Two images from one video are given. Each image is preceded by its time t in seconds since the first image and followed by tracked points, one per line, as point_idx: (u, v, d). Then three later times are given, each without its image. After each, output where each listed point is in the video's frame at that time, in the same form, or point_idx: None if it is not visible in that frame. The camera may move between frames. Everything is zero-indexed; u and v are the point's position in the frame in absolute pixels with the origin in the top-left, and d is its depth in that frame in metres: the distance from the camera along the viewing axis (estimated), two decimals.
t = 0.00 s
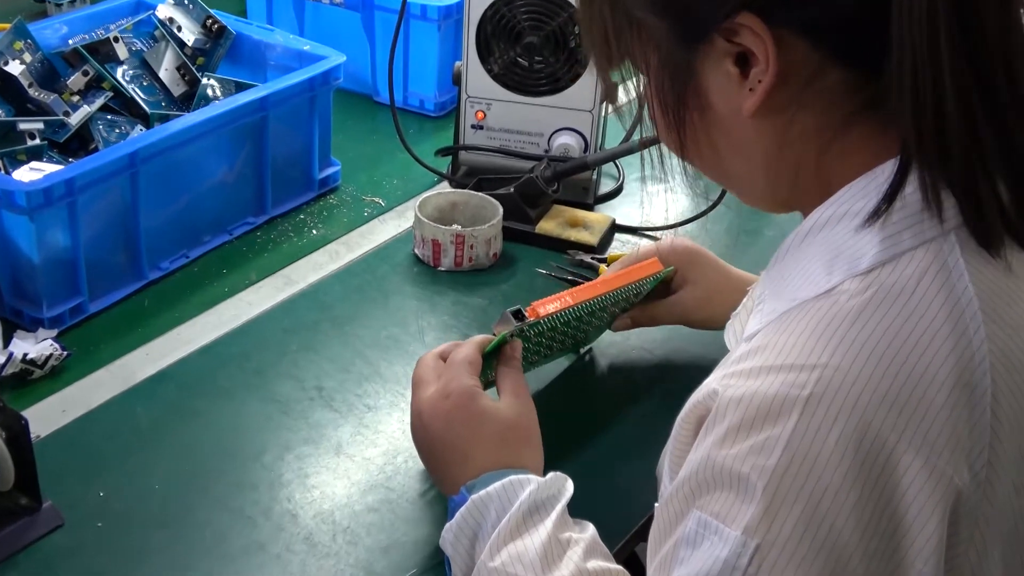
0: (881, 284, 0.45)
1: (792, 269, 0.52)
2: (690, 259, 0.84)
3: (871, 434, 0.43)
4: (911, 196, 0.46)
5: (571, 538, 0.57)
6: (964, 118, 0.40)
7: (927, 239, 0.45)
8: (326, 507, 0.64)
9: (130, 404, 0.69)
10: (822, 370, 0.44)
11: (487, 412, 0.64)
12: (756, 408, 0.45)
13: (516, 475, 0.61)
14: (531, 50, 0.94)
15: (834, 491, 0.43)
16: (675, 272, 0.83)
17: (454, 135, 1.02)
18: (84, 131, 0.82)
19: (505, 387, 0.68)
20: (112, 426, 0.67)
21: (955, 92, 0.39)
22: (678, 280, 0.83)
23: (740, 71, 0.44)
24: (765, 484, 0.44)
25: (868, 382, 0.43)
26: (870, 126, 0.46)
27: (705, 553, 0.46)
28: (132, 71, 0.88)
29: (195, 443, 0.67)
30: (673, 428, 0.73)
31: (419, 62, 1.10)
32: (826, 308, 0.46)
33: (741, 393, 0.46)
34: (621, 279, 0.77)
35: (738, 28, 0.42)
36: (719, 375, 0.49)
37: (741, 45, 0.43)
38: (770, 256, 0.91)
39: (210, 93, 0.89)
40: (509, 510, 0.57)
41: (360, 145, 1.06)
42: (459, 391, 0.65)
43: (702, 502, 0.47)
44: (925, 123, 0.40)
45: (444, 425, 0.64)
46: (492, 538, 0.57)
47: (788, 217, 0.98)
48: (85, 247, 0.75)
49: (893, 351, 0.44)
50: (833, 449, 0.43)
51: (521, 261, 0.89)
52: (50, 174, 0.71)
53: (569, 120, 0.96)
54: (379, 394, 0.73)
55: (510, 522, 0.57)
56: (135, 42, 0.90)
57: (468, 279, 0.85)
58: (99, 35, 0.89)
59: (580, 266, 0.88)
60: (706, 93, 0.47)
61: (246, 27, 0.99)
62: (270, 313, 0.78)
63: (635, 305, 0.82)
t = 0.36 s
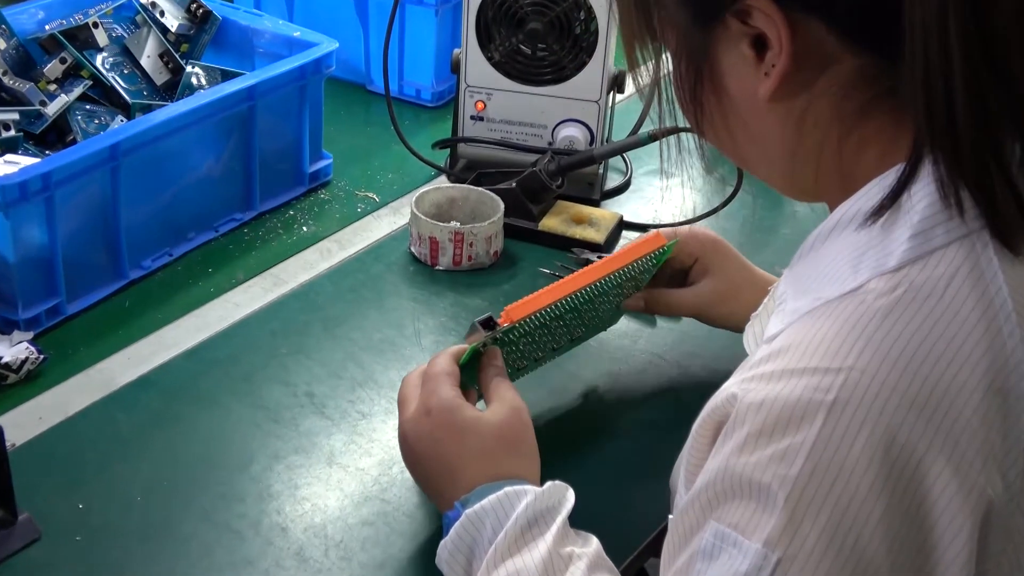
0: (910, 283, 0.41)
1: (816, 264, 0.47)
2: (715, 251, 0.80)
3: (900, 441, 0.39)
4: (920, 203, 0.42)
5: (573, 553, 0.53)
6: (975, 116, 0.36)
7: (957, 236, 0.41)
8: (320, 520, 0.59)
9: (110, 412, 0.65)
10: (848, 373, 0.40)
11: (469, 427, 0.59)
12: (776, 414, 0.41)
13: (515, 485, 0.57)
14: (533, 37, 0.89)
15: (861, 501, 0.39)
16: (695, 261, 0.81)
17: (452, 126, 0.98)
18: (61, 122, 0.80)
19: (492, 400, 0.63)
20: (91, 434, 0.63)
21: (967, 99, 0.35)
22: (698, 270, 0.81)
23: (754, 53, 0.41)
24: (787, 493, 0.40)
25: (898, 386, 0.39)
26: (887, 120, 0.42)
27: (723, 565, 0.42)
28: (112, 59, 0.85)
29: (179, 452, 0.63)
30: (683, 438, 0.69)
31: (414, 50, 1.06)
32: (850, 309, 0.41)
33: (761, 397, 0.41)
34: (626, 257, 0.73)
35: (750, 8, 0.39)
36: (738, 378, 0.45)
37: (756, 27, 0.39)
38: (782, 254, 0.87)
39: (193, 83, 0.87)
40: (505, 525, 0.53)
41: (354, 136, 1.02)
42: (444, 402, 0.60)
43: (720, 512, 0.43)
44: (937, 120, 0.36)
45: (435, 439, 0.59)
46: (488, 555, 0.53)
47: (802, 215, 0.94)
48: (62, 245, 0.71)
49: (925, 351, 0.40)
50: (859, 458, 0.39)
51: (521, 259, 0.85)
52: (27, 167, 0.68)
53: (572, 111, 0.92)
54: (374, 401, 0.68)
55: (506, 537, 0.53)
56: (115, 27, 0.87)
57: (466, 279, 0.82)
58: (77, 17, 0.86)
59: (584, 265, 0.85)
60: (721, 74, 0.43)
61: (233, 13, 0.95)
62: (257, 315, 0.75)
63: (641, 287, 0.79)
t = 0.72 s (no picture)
0: (942, 277, 0.37)
1: (842, 257, 0.44)
2: (731, 238, 0.77)
3: (928, 445, 0.36)
4: (952, 198, 0.39)
5: (575, 561, 0.50)
6: (1014, 104, 0.32)
7: (991, 229, 0.37)
8: (313, 528, 0.56)
9: (93, 414, 0.62)
10: (876, 372, 0.36)
11: (455, 433, 0.56)
12: (799, 414, 0.38)
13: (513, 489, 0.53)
14: (535, 23, 0.86)
15: (887, 505, 0.36)
16: (711, 247, 0.77)
17: (451, 117, 0.94)
18: (41, 113, 0.79)
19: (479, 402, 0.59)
20: (73, 437, 0.60)
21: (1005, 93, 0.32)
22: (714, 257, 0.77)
23: (783, 33, 0.38)
24: (809, 498, 0.37)
25: (929, 387, 0.36)
26: (919, 106, 0.38)
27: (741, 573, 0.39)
28: (94, 46, 0.83)
29: (165, 457, 0.60)
30: (694, 443, 0.66)
31: (410, 38, 1.03)
32: (876, 304, 0.38)
33: (783, 396, 0.38)
34: (607, 243, 0.68)
35: None
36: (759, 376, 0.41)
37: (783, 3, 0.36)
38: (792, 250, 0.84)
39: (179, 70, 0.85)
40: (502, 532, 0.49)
41: (349, 127, 0.99)
42: (430, 409, 0.57)
43: (739, 516, 0.40)
44: (971, 110, 0.33)
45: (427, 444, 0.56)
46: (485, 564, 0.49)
47: (813, 209, 0.91)
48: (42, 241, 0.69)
49: (959, 348, 0.36)
50: (885, 462, 0.36)
51: (522, 255, 0.82)
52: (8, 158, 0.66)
53: (574, 101, 0.89)
54: (369, 404, 0.65)
55: (504, 545, 0.49)
56: (98, 13, 0.85)
57: (466, 276, 0.79)
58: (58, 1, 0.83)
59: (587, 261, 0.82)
60: (747, 59, 0.41)
61: None
62: (247, 314, 0.72)
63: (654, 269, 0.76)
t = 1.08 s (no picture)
0: (942, 269, 0.37)
1: (842, 248, 0.44)
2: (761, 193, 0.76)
3: (927, 437, 0.36)
4: (951, 190, 0.38)
5: (575, 553, 0.50)
6: (1017, 103, 0.32)
7: (993, 222, 0.37)
8: (311, 520, 0.56)
9: (90, 408, 0.62)
10: (876, 363, 0.36)
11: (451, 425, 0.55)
12: (799, 404, 0.38)
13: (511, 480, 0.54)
14: (534, 16, 0.87)
15: (886, 497, 0.37)
16: (738, 196, 0.76)
17: (449, 111, 0.94)
18: (39, 106, 0.79)
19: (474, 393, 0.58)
20: (71, 431, 0.60)
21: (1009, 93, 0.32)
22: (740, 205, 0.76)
23: (793, 17, 0.39)
24: (809, 488, 0.37)
25: (929, 378, 0.36)
26: (924, 101, 0.38)
27: (742, 562, 0.39)
28: (91, 40, 0.83)
29: (162, 449, 0.60)
30: (690, 437, 0.66)
31: (408, 32, 1.04)
32: (876, 297, 0.38)
33: (783, 387, 0.38)
34: (580, 221, 0.63)
35: None
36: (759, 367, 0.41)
37: None
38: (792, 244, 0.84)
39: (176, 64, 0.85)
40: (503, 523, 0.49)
41: (347, 121, 0.99)
42: (422, 403, 0.57)
43: (740, 506, 0.40)
44: (972, 107, 0.33)
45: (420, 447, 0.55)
46: (485, 556, 0.49)
47: (812, 203, 0.91)
48: (41, 235, 0.69)
49: (959, 340, 0.36)
50: (885, 454, 0.36)
51: (519, 249, 0.82)
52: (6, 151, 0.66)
53: (572, 95, 0.89)
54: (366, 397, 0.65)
55: (504, 537, 0.49)
56: (94, 6, 0.84)
57: (463, 270, 0.79)
58: None
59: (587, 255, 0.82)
60: (755, 40, 0.41)
61: None
62: (245, 307, 0.72)
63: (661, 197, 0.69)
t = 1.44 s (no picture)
0: (953, 261, 0.37)
1: (852, 239, 0.44)
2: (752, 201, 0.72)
3: (926, 425, 0.36)
4: (961, 181, 0.38)
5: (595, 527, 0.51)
6: None
7: (1003, 214, 0.36)
8: (308, 515, 0.56)
9: (88, 404, 0.62)
10: (883, 351, 0.36)
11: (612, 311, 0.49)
12: (807, 384, 0.38)
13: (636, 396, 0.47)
14: (530, 12, 0.87)
15: (877, 480, 0.36)
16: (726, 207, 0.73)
17: (446, 106, 0.94)
18: (36, 102, 0.79)
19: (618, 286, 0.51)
20: (70, 426, 0.60)
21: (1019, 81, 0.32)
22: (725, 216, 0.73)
23: (807, 9, 0.38)
24: (810, 467, 0.37)
25: (936, 369, 0.35)
26: (938, 93, 0.39)
27: (729, 523, 0.39)
28: (89, 36, 0.84)
29: (160, 445, 0.60)
30: (687, 430, 0.66)
31: (405, 28, 1.04)
32: (888, 285, 0.38)
33: (791, 367, 0.38)
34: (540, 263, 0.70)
35: None
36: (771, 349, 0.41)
37: None
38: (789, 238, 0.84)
39: (174, 59, 0.86)
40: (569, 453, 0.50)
41: (344, 117, 0.99)
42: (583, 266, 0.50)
43: (736, 469, 0.40)
44: (989, 95, 0.33)
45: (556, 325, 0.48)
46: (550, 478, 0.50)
47: (809, 197, 0.91)
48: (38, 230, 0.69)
49: (971, 335, 0.35)
50: (888, 442, 0.36)
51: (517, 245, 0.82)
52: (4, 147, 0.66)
53: (569, 91, 0.89)
54: (364, 391, 0.65)
55: (603, 451, 0.44)
56: (92, 2, 0.84)
57: (460, 266, 0.79)
58: None
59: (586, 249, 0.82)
60: (769, 30, 0.40)
61: None
62: (244, 303, 0.72)
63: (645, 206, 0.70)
